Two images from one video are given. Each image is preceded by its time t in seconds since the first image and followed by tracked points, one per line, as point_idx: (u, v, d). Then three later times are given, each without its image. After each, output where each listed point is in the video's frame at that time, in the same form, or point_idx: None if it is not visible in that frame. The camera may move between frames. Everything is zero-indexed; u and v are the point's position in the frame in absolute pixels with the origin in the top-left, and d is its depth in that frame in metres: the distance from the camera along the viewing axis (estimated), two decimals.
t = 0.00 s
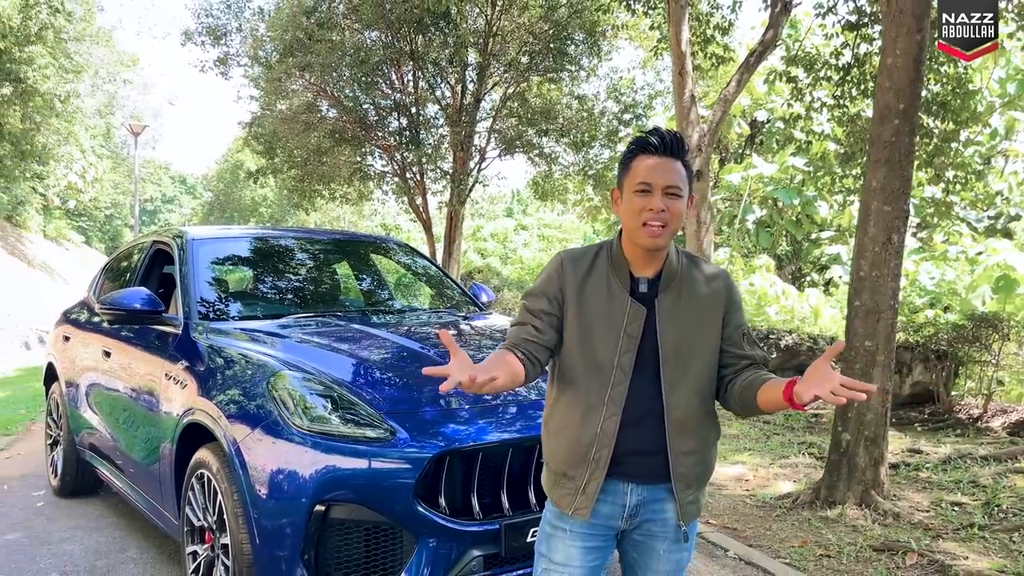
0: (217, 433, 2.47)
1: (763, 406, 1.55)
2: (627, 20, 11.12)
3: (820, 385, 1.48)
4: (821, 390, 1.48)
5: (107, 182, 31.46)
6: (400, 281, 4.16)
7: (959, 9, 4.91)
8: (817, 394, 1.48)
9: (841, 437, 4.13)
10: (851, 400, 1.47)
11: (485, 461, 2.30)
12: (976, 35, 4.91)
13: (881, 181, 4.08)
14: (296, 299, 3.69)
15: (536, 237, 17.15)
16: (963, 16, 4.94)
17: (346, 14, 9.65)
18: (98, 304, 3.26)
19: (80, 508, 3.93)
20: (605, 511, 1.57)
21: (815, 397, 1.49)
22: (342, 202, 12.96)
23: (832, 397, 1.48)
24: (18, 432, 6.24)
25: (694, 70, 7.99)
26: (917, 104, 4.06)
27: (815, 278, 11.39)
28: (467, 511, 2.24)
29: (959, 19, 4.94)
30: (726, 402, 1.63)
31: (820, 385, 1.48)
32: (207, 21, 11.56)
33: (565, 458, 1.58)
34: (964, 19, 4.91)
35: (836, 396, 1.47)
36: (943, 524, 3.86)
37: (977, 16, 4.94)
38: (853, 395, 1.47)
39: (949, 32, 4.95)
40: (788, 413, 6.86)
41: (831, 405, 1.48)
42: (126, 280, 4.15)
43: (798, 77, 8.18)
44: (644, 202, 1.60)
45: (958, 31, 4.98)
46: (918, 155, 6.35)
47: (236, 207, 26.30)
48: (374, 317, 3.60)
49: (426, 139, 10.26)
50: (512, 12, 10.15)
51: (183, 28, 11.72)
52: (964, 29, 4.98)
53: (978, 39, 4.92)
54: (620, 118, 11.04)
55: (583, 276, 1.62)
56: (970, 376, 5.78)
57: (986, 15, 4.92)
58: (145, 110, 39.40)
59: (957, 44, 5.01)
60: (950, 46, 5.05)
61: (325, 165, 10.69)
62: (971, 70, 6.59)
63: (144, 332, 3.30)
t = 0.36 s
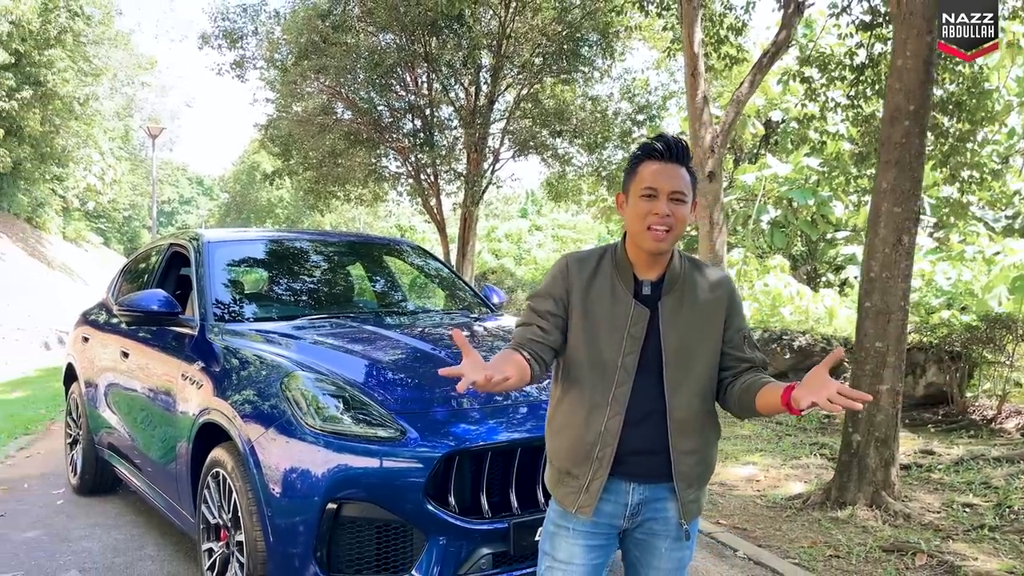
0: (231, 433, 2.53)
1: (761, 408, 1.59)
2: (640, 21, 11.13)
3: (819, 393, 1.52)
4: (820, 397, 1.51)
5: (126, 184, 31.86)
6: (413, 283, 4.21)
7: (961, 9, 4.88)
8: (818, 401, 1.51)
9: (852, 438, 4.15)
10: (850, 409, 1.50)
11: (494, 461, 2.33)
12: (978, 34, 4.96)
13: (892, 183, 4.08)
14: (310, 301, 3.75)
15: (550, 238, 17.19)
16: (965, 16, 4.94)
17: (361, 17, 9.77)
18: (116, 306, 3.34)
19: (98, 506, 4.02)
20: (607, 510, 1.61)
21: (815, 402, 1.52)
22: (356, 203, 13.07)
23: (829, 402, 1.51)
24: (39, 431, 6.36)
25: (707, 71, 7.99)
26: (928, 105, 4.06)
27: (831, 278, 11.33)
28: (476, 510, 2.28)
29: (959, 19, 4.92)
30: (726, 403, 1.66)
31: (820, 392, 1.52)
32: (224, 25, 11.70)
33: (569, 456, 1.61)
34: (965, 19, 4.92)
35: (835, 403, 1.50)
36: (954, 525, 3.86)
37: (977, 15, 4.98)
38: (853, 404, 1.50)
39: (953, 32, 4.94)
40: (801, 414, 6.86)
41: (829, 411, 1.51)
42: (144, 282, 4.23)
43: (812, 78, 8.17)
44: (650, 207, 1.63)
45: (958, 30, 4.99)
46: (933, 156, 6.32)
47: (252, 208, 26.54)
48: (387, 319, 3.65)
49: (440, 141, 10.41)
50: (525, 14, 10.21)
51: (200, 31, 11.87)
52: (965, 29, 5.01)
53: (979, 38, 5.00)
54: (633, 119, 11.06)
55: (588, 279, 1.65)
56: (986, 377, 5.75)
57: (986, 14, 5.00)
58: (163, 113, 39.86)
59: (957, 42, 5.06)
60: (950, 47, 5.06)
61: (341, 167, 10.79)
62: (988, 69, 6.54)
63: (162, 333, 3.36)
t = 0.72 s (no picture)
0: (252, 431, 2.60)
1: (791, 340, 1.55)
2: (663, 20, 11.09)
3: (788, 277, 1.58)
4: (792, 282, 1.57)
5: (155, 187, 32.43)
6: (434, 284, 4.27)
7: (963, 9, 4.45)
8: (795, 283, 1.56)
9: (871, 439, 4.14)
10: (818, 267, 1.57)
11: (507, 458, 2.37)
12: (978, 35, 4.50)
13: (910, 183, 4.05)
14: (332, 301, 3.82)
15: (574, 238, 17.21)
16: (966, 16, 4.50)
17: (384, 20, 9.77)
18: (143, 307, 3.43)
19: (126, 501, 4.13)
20: (613, 508, 1.64)
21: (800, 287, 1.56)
22: (381, 204, 13.20)
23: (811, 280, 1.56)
24: (71, 428, 6.54)
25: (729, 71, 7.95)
26: (947, 105, 4.03)
27: (857, 278, 11.22)
28: (489, 507, 2.32)
29: (952, 20, 4.13)
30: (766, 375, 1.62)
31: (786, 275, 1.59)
32: (251, 29, 11.89)
33: (574, 451, 1.65)
34: (966, 20, 4.46)
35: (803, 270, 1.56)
36: (973, 527, 3.84)
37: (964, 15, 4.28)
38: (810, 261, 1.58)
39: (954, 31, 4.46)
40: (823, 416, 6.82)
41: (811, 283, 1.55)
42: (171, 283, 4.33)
43: (836, 76, 8.09)
44: (654, 209, 1.66)
45: (955, 30, 4.17)
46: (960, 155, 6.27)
47: (280, 210, 26.87)
48: (407, 320, 3.71)
49: (463, 142, 10.57)
50: (548, 15, 10.22)
51: (227, 36, 12.07)
52: (958, 30, 4.22)
53: (979, 39, 4.55)
54: (655, 118, 11.04)
55: (593, 277, 1.67)
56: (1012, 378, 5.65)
57: (984, 14, 4.65)
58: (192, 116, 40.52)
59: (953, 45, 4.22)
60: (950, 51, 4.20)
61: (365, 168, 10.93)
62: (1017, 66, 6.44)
63: (186, 334, 3.45)
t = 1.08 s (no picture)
0: (263, 430, 2.64)
1: (779, 357, 1.58)
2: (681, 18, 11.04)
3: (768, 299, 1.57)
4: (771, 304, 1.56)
5: (178, 187, 32.85)
6: (447, 284, 4.30)
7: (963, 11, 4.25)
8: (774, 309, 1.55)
9: (885, 440, 4.10)
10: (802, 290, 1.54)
11: (513, 456, 2.39)
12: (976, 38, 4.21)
13: (925, 182, 4.02)
14: (347, 301, 3.86)
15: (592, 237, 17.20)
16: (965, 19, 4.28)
17: (402, 20, 9.82)
18: (158, 306, 3.49)
19: (144, 498, 4.21)
20: (616, 509, 1.65)
21: (782, 313, 1.54)
22: (399, 203, 13.27)
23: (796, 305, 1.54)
24: (92, 426, 6.66)
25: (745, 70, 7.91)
26: (963, 103, 3.98)
27: (878, 277, 11.10)
28: (495, 506, 2.34)
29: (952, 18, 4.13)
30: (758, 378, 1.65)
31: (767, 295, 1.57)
32: (270, 30, 12.00)
33: (578, 453, 1.66)
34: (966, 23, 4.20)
35: (783, 295, 1.54)
36: (988, 529, 3.80)
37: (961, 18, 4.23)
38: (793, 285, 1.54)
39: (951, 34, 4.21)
40: (839, 417, 6.77)
41: (794, 311, 1.53)
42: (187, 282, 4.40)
43: (855, 73, 8.01)
44: (650, 210, 1.66)
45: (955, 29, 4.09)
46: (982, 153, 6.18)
47: (300, 210, 27.07)
48: (420, 319, 3.73)
49: (480, 141, 10.39)
50: (564, 14, 10.20)
51: (247, 37, 12.18)
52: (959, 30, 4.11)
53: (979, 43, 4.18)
54: (673, 117, 11.00)
55: (595, 277, 1.68)
56: None
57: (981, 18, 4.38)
58: (214, 117, 40.95)
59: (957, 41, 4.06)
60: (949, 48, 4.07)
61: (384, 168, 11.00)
62: None
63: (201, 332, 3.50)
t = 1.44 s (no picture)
0: (274, 427, 2.67)
1: (780, 354, 1.58)
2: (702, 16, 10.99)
3: (764, 296, 1.57)
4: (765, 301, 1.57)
5: (201, 186, 33.23)
6: (463, 283, 4.32)
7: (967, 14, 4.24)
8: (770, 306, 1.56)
9: (902, 440, 4.06)
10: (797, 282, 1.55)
11: (521, 452, 2.40)
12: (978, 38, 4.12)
13: (943, 180, 3.97)
14: (364, 299, 3.90)
15: (612, 235, 17.15)
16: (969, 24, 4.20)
17: (421, 19, 9.86)
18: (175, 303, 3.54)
19: (162, 493, 4.28)
20: (616, 507, 1.66)
21: (778, 311, 1.55)
22: (418, 202, 13.33)
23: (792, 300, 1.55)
24: (114, 422, 6.77)
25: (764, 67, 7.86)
26: (982, 100, 3.93)
27: (902, 276, 10.96)
28: (503, 503, 2.35)
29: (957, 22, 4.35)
30: (759, 377, 1.65)
31: (762, 291, 1.58)
32: (291, 29, 12.09)
33: (579, 451, 1.66)
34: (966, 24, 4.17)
35: (777, 292, 1.55)
36: (1006, 531, 3.75)
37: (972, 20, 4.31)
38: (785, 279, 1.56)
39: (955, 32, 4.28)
40: (858, 417, 6.71)
41: (790, 305, 1.54)
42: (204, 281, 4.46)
43: (877, 69, 7.92)
44: (652, 207, 1.67)
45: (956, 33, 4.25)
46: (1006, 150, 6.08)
47: (323, 209, 27.28)
48: (434, 318, 3.76)
49: (498, 140, 10.54)
50: (584, 12, 10.16)
51: (269, 37, 12.30)
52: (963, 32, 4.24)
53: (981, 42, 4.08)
54: (693, 115, 10.95)
55: (596, 276, 1.69)
56: None
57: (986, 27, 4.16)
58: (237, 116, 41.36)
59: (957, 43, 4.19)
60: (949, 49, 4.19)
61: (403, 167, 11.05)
62: None
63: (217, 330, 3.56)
